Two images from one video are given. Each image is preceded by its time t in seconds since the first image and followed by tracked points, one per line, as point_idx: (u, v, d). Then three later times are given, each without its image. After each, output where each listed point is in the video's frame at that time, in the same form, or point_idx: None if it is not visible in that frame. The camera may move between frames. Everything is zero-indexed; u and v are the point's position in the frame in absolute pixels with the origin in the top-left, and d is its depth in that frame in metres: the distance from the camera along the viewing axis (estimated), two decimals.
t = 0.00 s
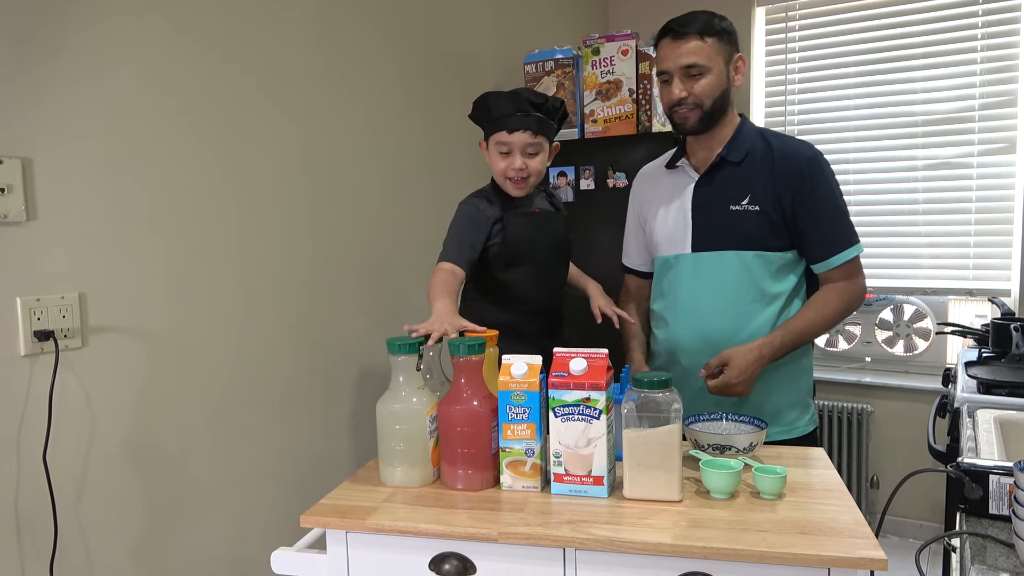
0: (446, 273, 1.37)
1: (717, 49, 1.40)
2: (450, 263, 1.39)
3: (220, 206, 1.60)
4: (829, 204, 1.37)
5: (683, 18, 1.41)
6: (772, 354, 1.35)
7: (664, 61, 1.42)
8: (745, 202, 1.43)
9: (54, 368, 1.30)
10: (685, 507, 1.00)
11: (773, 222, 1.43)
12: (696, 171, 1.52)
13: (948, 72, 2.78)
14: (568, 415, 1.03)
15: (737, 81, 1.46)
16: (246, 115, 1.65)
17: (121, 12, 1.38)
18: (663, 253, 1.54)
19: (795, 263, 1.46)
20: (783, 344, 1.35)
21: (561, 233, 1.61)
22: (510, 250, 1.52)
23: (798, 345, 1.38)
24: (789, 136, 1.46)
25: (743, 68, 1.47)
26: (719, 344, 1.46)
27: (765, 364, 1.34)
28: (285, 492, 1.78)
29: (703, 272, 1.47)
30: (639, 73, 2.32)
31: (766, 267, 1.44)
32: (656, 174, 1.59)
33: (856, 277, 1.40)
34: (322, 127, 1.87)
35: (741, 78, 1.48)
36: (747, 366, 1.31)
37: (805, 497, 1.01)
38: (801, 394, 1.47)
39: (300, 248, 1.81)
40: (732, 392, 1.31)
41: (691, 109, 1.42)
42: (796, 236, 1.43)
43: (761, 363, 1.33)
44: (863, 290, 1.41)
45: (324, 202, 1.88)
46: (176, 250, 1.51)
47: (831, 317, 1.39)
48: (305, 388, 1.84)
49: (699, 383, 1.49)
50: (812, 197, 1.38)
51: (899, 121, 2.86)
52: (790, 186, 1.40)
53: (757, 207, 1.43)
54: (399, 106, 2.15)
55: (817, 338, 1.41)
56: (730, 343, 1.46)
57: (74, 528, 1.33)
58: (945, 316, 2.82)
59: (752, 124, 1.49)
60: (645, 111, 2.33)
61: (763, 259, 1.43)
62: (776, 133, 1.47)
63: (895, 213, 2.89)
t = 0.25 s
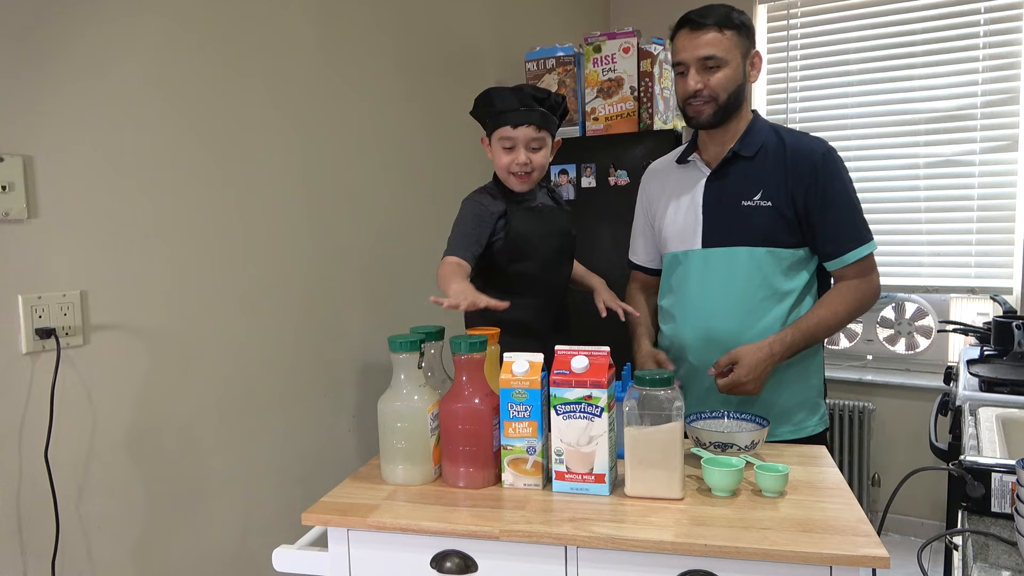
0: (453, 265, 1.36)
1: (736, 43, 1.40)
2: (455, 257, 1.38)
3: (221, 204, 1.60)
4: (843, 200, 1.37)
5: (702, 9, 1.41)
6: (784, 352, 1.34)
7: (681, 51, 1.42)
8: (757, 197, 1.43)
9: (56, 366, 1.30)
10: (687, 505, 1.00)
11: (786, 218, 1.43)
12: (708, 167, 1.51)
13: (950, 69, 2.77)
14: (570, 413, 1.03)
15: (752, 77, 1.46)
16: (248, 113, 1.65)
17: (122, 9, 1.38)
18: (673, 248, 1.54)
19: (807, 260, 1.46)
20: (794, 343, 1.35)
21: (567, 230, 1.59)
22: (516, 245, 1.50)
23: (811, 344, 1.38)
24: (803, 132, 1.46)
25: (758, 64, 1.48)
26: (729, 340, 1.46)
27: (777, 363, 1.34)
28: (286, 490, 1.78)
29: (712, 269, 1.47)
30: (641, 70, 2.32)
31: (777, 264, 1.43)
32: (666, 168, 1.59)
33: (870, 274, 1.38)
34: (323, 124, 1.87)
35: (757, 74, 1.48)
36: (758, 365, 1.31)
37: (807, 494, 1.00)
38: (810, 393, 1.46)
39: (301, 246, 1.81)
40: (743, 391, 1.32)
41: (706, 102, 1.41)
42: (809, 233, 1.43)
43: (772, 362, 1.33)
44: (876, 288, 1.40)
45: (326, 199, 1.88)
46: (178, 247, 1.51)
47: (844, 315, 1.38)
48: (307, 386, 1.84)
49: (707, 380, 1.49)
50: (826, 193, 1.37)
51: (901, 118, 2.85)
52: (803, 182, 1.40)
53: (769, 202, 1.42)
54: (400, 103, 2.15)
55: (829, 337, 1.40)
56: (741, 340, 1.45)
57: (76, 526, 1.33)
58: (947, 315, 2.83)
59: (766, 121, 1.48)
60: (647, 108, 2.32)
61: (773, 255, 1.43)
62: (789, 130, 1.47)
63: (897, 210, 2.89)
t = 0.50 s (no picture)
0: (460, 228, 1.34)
1: (750, 41, 1.39)
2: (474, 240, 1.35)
3: (222, 202, 1.60)
4: (853, 202, 1.37)
5: (716, 6, 1.40)
6: (796, 350, 1.35)
7: (695, 47, 1.41)
8: (767, 196, 1.43)
9: (57, 364, 1.30)
10: (688, 504, 1.00)
11: (795, 217, 1.43)
12: (717, 164, 1.51)
13: (951, 68, 2.77)
14: (571, 412, 1.03)
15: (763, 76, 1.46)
16: (249, 111, 1.65)
17: (122, 8, 1.38)
18: (679, 244, 1.53)
19: (814, 260, 1.47)
20: (806, 341, 1.36)
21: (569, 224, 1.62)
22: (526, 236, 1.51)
23: (821, 342, 1.39)
24: (812, 132, 1.46)
25: (770, 63, 1.48)
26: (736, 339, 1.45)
27: (789, 361, 1.35)
28: (287, 488, 1.79)
29: (719, 268, 1.46)
30: (643, 69, 2.32)
31: (784, 262, 1.43)
32: (673, 164, 1.59)
33: (876, 274, 1.40)
34: (324, 123, 1.87)
35: (768, 73, 1.48)
36: (771, 364, 1.32)
37: (808, 494, 1.00)
38: (815, 393, 1.46)
39: (302, 245, 1.81)
40: (757, 389, 1.32)
41: (718, 99, 1.41)
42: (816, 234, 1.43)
43: (785, 360, 1.34)
44: (882, 287, 1.41)
45: (327, 198, 1.88)
46: (179, 246, 1.51)
47: (852, 313, 1.39)
48: (308, 384, 1.84)
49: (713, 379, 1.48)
50: (836, 194, 1.38)
51: (902, 116, 2.85)
52: (813, 182, 1.40)
53: (779, 201, 1.42)
54: (401, 102, 2.15)
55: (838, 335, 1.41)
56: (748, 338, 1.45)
57: (77, 524, 1.33)
58: (948, 314, 2.82)
59: (775, 120, 1.49)
60: (648, 107, 2.33)
61: (781, 254, 1.43)
62: (799, 130, 1.47)
63: (898, 209, 2.88)
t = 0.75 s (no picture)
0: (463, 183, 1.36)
1: (752, 42, 1.39)
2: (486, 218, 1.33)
3: (222, 201, 1.60)
4: (856, 202, 1.38)
5: (718, 7, 1.40)
6: (802, 350, 1.35)
7: (696, 50, 1.41)
8: (770, 195, 1.43)
9: (58, 363, 1.30)
10: (689, 503, 1.00)
11: (799, 217, 1.43)
12: (720, 164, 1.51)
13: (952, 67, 2.76)
14: (572, 412, 1.03)
15: (765, 76, 1.46)
16: (250, 110, 1.65)
17: (123, 7, 1.38)
18: (681, 244, 1.53)
19: (815, 260, 1.47)
20: (812, 341, 1.36)
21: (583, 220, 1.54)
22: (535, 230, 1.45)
23: (825, 342, 1.39)
24: (814, 133, 1.46)
25: (772, 63, 1.48)
26: (739, 339, 1.45)
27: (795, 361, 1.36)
28: (287, 487, 1.79)
29: (723, 267, 1.46)
30: (643, 68, 2.32)
31: (787, 262, 1.43)
32: (674, 163, 1.58)
33: (877, 274, 1.41)
34: (325, 122, 1.87)
35: (769, 74, 1.48)
36: (779, 364, 1.32)
37: (808, 494, 1.01)
38: (816, 392, 1.47)
39: (303, 244, 1.81)
40: (765, 389, 1.32)
41: (721, 100, 1.41)
42: (819, 233, 1.44)
43: (791, 361, 1.34)
44: (882, 286, 1.42)
45: (327, 197, 1.88)
46: (179, 245, 1.51)
47: (853, 313, 1.40)
48: (308, 383, 1.84)
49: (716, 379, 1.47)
50: (839, 194, 1.39)
51: (903, 116, 2.85)
52: (817, 182, 1.41)
53: (782, 201, 1.42)
54: (402, 101, 2.14)
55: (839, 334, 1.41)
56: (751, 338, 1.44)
57: (78, 523, 1.34)
58: (948, 313, 2.82)
59: (777, 120, 1.49)
60: (649, 106, 2.33)
61: (784, 253, 1.43)
62: (801, 130, 1.47)
63: (899, 209, 2.88)
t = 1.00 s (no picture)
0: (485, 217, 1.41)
1: (749, 43, 1.39)
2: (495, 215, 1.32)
3: (223, 200, 1.60)
4: (855, 200, 1.37)
5: (715, 8, 1.39)
6: (798, 347, 1.35)
7: (693, 50, 1.41)
8: (768, 195, 1.43)
9: (59, 362, 1.30)
10: (689, 503, 1.00)
11: (797, 216, 1.43)
12: (718, 163, 1.51)
13: (953, 67, 2.76)
14: (573, 412, 1.03)
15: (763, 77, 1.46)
16: (250, 110, 1.65)
17: (123, 6, 1.38)
18: (680, 244, 1.53)
19: (815, 259, 1.47)
20: (808, 338, 1.36)
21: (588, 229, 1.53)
22: (537, 236, 1.45)
23: (822, 340, 1.39)
24: (813, 133, 1.46)
25: (769, 64, 1.47)
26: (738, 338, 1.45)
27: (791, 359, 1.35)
28: (289, 485, 1.79)
29: (722, 266, 1.47)
30: (644, 68, 2.32)
31: (787, 261, 1.43)
32: (673, 164, 1.58)
33: (877, 272, 1.40)
34: (326, 121, 1.87)
35: (766, 74, 1.47)
36: (774, 362, 1.32)
37: (809, 494, 1.01)
38: (816, 391, 1.47)
39: (304, 243, 1.81)
40: (760, 385, 1.32)
41: (718, 101, 1.41)
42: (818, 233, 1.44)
43: (786, 358, 1.34)
44: (882, 285, 1.41)
45: (328, 196, 1.88)
46: (180, 244, 1.51)
47: (851, 312, 1.39)
48: (309, 383, 1.84)
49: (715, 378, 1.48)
50: (837, 193, 1.38)
51: (904, 116, 2.85)
52: (815, 181, 1.40)
53: (780, 200, 1.42)
54: (403, 100, 2.14)
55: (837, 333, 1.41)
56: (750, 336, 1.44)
57: (79, 522, 1.34)
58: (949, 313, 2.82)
59: (775, 120, 1.48)
60: (650, 106, 2.33)
61: (783, 253, 1.43)
62: (799, 130, 1.47)
63: (900, 208, 2.88)
